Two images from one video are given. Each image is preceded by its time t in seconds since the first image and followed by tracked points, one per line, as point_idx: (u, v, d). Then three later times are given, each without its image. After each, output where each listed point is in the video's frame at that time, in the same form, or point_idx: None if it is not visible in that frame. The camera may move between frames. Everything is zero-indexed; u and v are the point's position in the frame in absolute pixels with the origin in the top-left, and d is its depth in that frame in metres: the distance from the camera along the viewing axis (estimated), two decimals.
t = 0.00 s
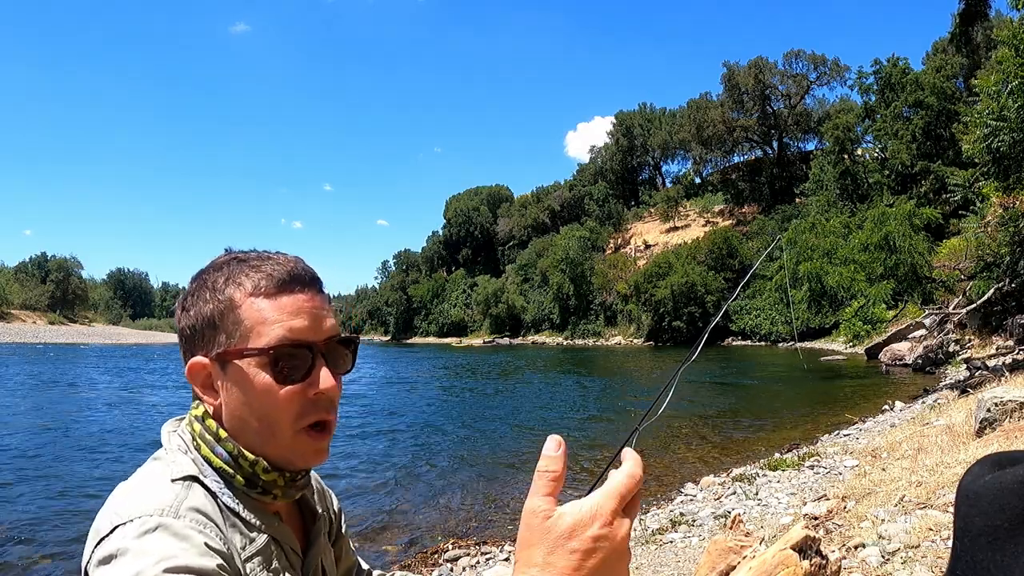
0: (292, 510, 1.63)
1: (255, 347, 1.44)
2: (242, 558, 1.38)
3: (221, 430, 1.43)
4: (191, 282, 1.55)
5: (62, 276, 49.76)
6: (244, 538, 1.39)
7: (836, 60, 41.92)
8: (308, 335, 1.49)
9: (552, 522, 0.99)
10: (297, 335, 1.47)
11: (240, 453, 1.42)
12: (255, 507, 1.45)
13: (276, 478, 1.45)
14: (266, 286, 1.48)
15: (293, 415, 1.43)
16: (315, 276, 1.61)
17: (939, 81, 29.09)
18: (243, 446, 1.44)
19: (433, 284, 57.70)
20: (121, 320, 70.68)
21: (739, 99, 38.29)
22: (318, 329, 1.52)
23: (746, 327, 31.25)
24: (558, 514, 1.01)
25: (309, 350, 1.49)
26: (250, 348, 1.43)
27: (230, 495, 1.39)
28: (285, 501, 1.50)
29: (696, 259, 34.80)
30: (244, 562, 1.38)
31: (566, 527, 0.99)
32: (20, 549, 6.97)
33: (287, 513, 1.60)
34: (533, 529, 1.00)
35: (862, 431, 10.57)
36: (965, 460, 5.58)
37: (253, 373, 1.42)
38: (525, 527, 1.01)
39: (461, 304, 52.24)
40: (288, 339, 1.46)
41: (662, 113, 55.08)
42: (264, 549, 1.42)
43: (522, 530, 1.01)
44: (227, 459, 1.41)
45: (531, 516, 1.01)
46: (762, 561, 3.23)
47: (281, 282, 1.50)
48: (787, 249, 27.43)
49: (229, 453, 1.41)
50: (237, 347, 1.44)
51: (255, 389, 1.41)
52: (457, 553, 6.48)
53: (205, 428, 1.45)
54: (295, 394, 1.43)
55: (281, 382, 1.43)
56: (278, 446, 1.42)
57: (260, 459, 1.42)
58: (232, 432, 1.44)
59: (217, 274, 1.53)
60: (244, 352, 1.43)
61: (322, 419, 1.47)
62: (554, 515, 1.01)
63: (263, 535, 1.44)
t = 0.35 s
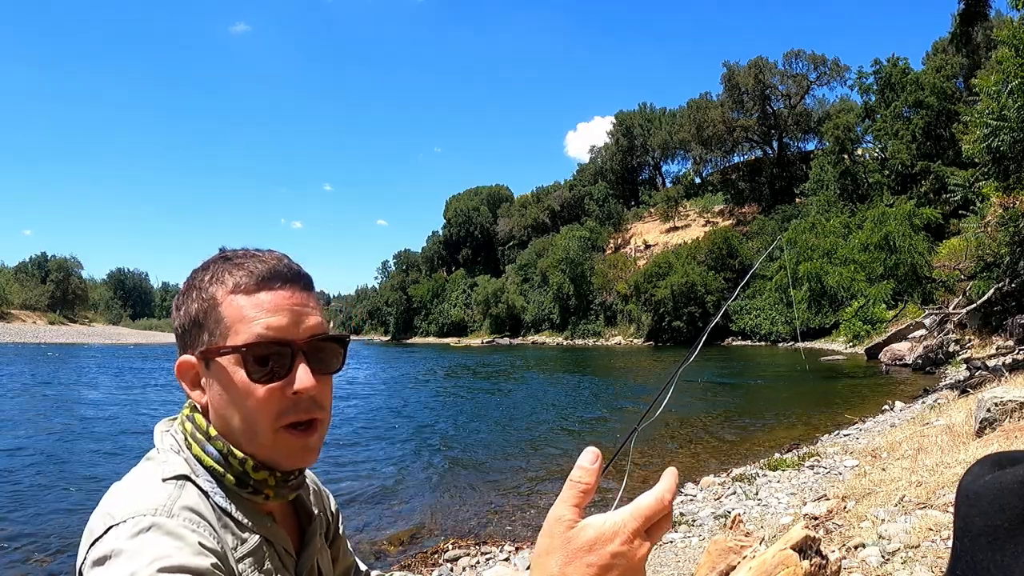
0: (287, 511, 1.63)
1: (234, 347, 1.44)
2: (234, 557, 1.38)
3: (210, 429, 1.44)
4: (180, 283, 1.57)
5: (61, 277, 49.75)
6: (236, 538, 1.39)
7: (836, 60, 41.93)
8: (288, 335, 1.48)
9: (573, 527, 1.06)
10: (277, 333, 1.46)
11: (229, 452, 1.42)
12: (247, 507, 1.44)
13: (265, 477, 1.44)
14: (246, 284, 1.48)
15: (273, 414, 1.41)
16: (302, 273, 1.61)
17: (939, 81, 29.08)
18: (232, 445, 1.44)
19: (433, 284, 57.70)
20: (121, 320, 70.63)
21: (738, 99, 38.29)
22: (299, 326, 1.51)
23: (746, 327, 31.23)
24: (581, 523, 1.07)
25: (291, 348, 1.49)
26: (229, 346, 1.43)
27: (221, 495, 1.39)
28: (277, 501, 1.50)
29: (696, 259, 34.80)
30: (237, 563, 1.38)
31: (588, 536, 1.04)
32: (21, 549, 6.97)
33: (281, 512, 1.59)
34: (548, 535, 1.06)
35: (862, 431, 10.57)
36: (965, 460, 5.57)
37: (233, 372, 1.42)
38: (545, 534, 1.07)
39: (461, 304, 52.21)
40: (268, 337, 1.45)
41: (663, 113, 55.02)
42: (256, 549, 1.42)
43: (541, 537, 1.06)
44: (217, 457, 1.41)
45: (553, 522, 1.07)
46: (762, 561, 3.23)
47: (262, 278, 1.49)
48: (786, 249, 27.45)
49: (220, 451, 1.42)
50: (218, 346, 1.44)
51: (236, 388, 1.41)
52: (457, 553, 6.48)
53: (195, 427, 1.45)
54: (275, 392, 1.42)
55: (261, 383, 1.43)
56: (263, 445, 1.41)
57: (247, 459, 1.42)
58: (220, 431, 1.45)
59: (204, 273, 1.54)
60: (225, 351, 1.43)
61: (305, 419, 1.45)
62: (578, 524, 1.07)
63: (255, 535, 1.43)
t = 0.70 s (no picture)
0: (286, 511, 1.63)
1: (223, 346, 1.44)
2: (230, 559, 1.37)
3: (205, 429, 1.44)
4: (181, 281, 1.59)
5: (62, 277, 49.74)
6: (232, 538, 1.39)
7: (836, 60, 41.95)
8: (274, 335, 1.47)
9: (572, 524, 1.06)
10: (263, 334, 1.46)
11: (222, 452, 1.41)
12: (243, 508, 1.44)
13: (255, 480, 1.42)
14: (238, 284, 1.48)
15: (262, 416, 1.41)
16: (297, 275, 1.60)
17: (939, 81, 29.10)
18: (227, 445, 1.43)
19: (432, 284, 57.70)
20: (121, 320, 70.59)
21: (738, 99, 38.31)
22: (288, 329, 1.49)
23: (746, 327, 31.22)
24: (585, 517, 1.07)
25: (280, 349, 1.47)
26: (220, 345, 1.44)
27: (217, 494, 1.39)
28: (272, 503, 1.49)
29: (696, 259, 34.81)
30: (233, 564, 1.37)
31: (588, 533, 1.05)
32: (22, 548, 6.97)
33: (279, 514, 1.59)
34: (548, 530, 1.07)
35: (862, 431, 10.58)
36: (965, 460, 5.57)
37: (221, 369, 1.42)
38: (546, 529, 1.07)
39: (461, 304, 52.21)
40: (255, 337, 1.45)
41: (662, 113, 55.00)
42: (252, 550, 1.41)
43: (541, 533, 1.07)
44: (211, 455, 1.41)
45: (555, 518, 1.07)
46: (762, 561, 3.23)
47: (255, 278, 1.49)
48: (787, 249, 27.44)
49: (212, 449, 1.42)
50: (209, 345, 1.45)
51: (224, 388, 1.42)
52: (457, 553, 6.47)
53: (191, 424, 1.46)
54: (264, 394, 1.41)
55: (246, 382, 1.42)
56: (253, 448, 1.40)
57: (239, 459, 1.41)
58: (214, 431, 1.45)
59: (201, 273, 1.56)
60: (216, 350, 1.43)
61: (291, 422, 1.44)
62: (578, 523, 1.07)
63: (252, 536, 1.43)
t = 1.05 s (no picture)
0: (284, 512, 1.63)
1: (227, 349, 1.44)
2: (231, 558, 1.37)
3: (206, 428, 1.45)
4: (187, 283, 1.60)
5: (62, 277, 49.78)
6: (232, 538, 1.39)
7: (836, 60, 41.98)
8: (277, 338, 1.47)
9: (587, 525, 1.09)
10: (266, 337, 1.46)
11: (223, 451, 1.41)
12: (244, 509, 1.44)
13: (255, 481, 1.43)
14: (247, 284, 1.49)
15: (265, 418, 1.41)
16: (305, 278, 1.60)
17: (939, 81, 29.10)
18: (226, 446, 1.44)
19: (433, 284, 57.72)
20: (121, 320, 70.56)
21: (738, 99, 38.33)
22: (291, 333, 1.49)
23: (746, 327, 31.23)
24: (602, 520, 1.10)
25: (284, 351, 1.48)
26: (225, 346, 1.44)
27: (217, 495, 1.39)
28: (272, 505, 1.49)
29: (696, 259, 34.84)
30: (235, 564, 1.38)
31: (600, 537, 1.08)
32: (23, 548, 6.98)
33: (278, 514, 1.59)
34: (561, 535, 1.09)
35: (862, 431, 10.58)
36: (965, 460, 5.57)
37: (224, 372, 1.43)
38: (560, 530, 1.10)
39: (461, 304, 52.20)
40: (258, 340, 1.45)
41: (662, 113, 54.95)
42: (252, 551, 1.41)
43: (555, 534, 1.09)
44: (211, 455, 1.41)
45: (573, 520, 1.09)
46: (762, 560, 3.23)
47: (260, 280, 1.48)
48: (787, 250, 27.48)
49: (213, 450, 1.42)
50: (213, 348, 1.45)
51: (226, 391, 1.41)
52: (457, 553, 6.48)
53: (193, 425, 1.46)
54: (267, 395, 1.41)
55: (249, 384, 1.42)
56: (254, 452, 1.41)
57: (240, 461, 1.41)
58: (215, 430, 1.45)
59: (207, 273, 1.56)
60: (220, 350, 1.43)
61: (292, 426, 1.44)
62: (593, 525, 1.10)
63: (251, 536, 1.43)
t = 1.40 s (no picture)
0: (284, 512, 1.63)
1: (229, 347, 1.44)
2: (232, 556, 1.37)
3: (207, 427, 1.45)
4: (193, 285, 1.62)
5: (62, 276, 49.78)
6: (233, 538, 1.39)
7: (836, 60, 42.00)
8: (280, 337, 1.47)
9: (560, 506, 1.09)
10: (269, 335, 1.46)
11: (224, 451, 1.41)
12: (243, 509, 1.44)
13: (255, 481, 1.43)
14: (249, 283, 1.49)
15: (267, 416, 1.41)
16: (307, 278, 1.60)
17: (939, 81, 29.10)
18: (227, 446, 1.43)
19: (433, 284, 57.74)
20: (120, 320, 70.60)
21: (738, 99, 38.35)
22: (294, 331, 1.49)
23: (746, 327, 31.23)
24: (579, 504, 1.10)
25: (287, 350, 1.47)
26: (228, 344, 1.44)
27: (217, 495, 1.39)
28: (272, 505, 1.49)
29: (696, 259, 34.87)
30: (236, 562, 1.38)
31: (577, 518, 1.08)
32: (24, 549, 6.98)
33: (278, 513, 1.60)
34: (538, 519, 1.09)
35: (862, 431, 10.58)
36: (965, 460, 5.57)
37: (226, 369, 1.43)
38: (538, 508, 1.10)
39: (461, 304, 52.19)
40: (260, 339, 1.45)
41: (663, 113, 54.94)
42: (252, 550, 1.41)
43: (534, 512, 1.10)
44: (212, 454, 1.41)
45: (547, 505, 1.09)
46: (762, 561, 3.23)
47: (262, 278, 1.48)
48: (786, 249, 27.52)
49: (214, 450, 1.42)
50: (214, 346, 1.46)
51: (228, 388, 1.42)
52: (457, 553, 6.48)
53: (193, 424, 1.46)
54: (268, 394, 1.41)
55: (251, 381, 1.42)
56: (255, 450, 1.40)
57: (240, 460, 1.41)
58: (215, 429, 1.45)
59: (208, 273, 1.57)
60: (222, 348, 1.43)
61: (293, 423, 1.43)
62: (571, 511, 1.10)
63: (251, 536, 1.43)
